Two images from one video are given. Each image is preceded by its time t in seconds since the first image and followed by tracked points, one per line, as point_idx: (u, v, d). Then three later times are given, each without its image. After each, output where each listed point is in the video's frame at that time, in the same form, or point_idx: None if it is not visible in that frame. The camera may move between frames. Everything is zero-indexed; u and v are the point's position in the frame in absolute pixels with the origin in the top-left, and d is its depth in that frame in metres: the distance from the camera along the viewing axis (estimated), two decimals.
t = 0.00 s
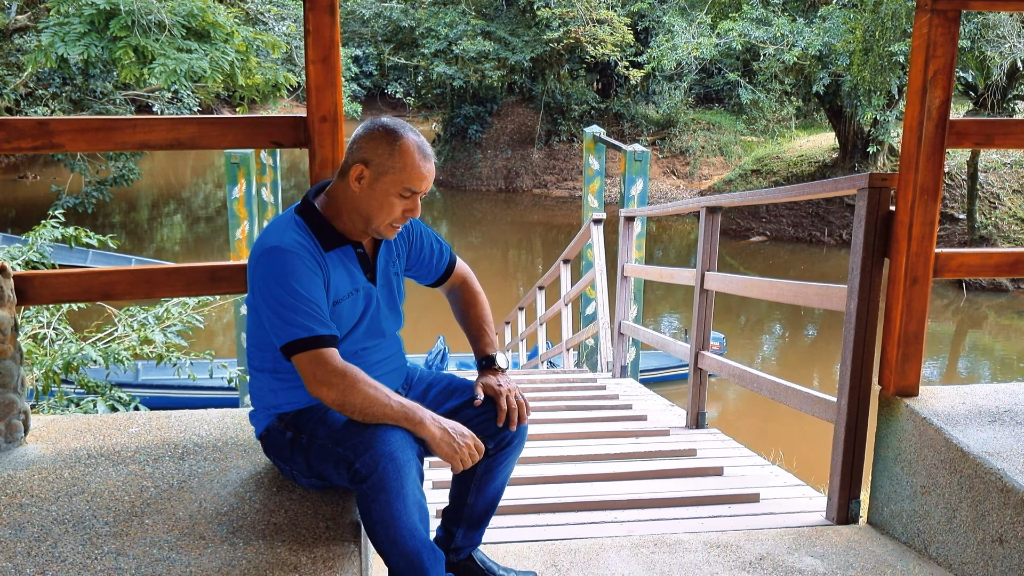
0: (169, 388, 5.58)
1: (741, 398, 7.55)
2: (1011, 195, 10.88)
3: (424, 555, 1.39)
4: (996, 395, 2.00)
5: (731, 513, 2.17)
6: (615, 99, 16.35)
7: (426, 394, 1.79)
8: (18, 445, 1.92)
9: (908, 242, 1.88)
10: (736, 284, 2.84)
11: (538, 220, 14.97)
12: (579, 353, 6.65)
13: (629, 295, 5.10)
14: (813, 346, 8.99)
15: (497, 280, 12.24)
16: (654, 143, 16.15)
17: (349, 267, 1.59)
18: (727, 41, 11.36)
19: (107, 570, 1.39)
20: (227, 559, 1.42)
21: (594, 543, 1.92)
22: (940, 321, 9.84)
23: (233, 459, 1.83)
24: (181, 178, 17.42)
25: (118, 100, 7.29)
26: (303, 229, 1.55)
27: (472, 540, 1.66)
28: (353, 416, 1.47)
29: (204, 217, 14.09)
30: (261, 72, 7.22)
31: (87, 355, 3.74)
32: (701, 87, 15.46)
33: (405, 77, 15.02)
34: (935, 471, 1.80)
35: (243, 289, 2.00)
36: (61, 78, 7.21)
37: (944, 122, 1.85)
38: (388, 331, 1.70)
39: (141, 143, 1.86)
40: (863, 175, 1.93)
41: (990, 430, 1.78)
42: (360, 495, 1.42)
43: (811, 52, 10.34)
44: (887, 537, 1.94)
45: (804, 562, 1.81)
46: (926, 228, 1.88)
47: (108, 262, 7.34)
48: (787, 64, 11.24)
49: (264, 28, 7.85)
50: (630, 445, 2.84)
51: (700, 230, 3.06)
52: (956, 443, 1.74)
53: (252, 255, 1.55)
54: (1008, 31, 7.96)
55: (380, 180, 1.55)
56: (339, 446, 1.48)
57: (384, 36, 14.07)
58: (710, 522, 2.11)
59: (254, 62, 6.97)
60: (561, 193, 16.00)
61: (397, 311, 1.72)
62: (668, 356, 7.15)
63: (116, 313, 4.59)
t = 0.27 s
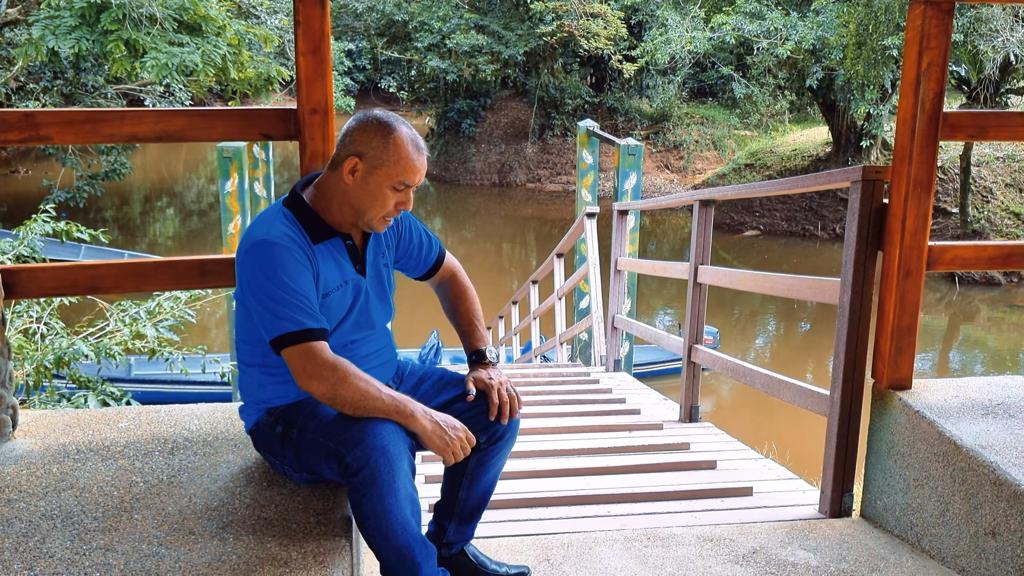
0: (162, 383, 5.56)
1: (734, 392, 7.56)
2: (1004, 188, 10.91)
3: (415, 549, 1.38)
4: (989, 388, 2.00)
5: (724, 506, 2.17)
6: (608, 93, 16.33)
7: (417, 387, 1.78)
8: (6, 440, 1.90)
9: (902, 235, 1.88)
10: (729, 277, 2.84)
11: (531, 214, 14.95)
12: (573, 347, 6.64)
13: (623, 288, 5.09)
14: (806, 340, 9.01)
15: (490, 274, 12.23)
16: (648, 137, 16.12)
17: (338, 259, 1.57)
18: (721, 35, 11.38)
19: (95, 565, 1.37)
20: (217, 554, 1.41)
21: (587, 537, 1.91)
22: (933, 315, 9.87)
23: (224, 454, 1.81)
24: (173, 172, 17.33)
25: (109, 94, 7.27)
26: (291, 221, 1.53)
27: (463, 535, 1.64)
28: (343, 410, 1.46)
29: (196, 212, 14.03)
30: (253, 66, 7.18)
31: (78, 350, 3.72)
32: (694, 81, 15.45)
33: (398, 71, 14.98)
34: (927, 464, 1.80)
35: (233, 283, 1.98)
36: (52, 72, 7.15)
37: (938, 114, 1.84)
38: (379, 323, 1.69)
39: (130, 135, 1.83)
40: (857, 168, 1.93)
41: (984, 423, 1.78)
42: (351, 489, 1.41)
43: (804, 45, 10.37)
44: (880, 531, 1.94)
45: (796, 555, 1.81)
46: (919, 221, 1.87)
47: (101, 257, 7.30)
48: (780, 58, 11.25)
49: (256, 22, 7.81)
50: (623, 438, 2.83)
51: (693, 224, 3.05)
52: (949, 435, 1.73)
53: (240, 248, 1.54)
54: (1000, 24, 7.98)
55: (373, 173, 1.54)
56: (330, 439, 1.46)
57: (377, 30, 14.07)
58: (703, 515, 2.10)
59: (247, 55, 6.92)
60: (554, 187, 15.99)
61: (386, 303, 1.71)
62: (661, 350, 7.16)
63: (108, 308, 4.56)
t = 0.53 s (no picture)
0: (146, 380, 5.51)
1: (720, 387, 7.60)
2: (987, 183, 11.01)
3: (399, 545, 1.37)
4: (972, 382, 2.01)
5: (710, 500, 2.18)
6: (594, 88, 16.33)
7: (401, 382, 1.77)
8: None
9: (885, 229, 1.88)
10: (714, 272, 2.84)
11: (518, 209, 14.93)
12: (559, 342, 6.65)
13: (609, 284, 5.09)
14: (791, 335, 9.07)
15: (476, 270, 12.22)
16: (633, 132, 16.12)
17: (322, 254, 1.56)
18: (706, 31, 11.43)
19: (76, 563, 1.35)
20: (199, 551, 1.39)
21: (573, 533, 1.91)
22: (917, 309, 9.95)
23: (206, 451, 1.79)
24: (157, 167, 17.17)
25: (92, 88, 7.19)
26: (275, 215, 1.52)
27: (448, 531, 1.64)
28: (327, 405, 1.45)
29: (180, 207, 13.91)
30: (237, 61, 7.12)
31: (60, 346, 3.68)
32: (680, 76, 15.49)
33: (384, 66, 14.92)
34: (911, 458, 1.81)
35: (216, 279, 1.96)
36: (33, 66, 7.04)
37: (922, 109, 1.85)
38: (363, 318, 1.67)
39: (110, 129, 1.80)
40: (841, 163, 1.93)
41: (966, 416, 1.80)
42: (335, 485, 1.39)
43: (789, 41, 10.42)
44: (864, 524, 1.95)
45: (782, 549, 1.82)
46: (902, 217, 1.88)
47: (83, 253, 7.22)
48: (765, 53, 11.29)
49: (240, 16, 7.74)
50: (609, 433, 2.84)
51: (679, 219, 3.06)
52: (932, 429, 1.74)
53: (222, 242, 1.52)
54: (984, 21, 8.03)
55: (359, 169, 1.52)
56: (314, 435, 1.45)
57: (363, 25, 14.02)
58: (689, 510, 2.11)
59: (230, 50, 6.86)
60: (541, 182, 15.97)
61: (371, 298, 1.70)
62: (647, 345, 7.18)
63: (91, 304, 4.51)
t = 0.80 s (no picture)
0: (130, 377, 5.47)
1: (705, 382, 7.64)
2: (970, 179, 11.12)
3: (385, 541, 1.37)
4: (954, 375, 2.03)
5: (695, 495, 2.18)
6: (580, 84, 16.34)
7: (387, 377, 1.77)
8: None
9: (869, 224, 1.90)
10: (700, 268, 2.85)
11: (504, 206, 14.92)
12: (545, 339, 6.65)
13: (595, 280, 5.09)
14: (776, 330, 9.13)
15: (462, 266, 12.21)
16: (619, 128, 16.13)
17: (308, 250, 1.54)
18: (692, 27, 11.49)
19: (58, 561, 1.34)
20: (183, 548, 1.38)
21: (558, 527, 1.91)
22: (900, 304, 10.04)
23: (190, 447, 1.77)
24: (140, 163, 17.01)
25: (74, 84, 7.01)
26: (261, 211, 1.50)
27: (433, 526, 1.65)
28: (312, 403, 1.43)
29: (164, 204, 13.80)
30: (221, 57, 7.05)
31: (42, 344, 3.64)
32: (665, 73, 15.53)
33: (369, 61, 14.87)
34: (894, 451, 1.82)
35: (199, 275, 1.93)
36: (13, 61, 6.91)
37: (904, 105, 1.86)
38: (349, 316, 1.66)
39: (91, 123, 1.78)
40: (824, 158, 1.94)
41: (948, 410, 1.81)
42: (320, 481, 1.39)
43: (774, 37, 10.48)
44: (847, 517, 1.97)
45: (766, 543, 1.83)
46: (885, 213, 1.89)
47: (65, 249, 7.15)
48: (750, 49, 11.34)
49: (223, 11, 7.69)
50: (596, 428, 2.84)
51: (664, 215, 3.07)
52: (915, 423, 1.76)
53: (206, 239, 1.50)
54: (966, 18, 8.10)
55: (341, 159, 1.51)
56: (299, 432, 1.44)
57: (347, 20, 13.98)
58: (674, 504, 2.11)
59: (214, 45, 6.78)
60: (527, 178, 15.96)
61: (357, 296, 1.69)
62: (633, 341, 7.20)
63: (73, 300, 4.46)
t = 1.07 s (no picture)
0: (115, 374, 5.42)
1: (693, 378, 7.66)
2: (955, 176, 11.20)
3: (372, 531, 1.36)
4: (939, 366, 2.04)
5: (683, 486, 2.19)
6: (568, 81, 16.33)
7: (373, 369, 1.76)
8: None
9: (855, 216, 1.90)
10: (687, 260, 2.85)
11: (492, 202, 14.89)
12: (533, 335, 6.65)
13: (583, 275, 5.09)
14: (763, 327, 9.16)
15: (450, 263, 12.19)
16: (606, 125, 16.10)
17: (294, 242, 1.54)
18: (679, 23, 11.57)
19: (41, 552, 1.32)
20: (168, 539, 1.36)
21: (546, 520, 1.91)
22: (886, 300, 10.10)
23: (175, 439, 1.76)
24: (125, 159, 16.87)
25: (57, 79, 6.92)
26: (248, 201, 1.49)
27: (421, 518, 1.65)
28: (297, 393, 1.42)
29: (149, 201, 13.70)
30: (207, 52, 6.99)
31: (26, 340, 3.60)
32: (653, 69, 15.53)
33: (356, 58, 14.82)
34: (880, 441, 1.83)
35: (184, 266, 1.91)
36: None
37: (890, 96, 1.86)
38: (335, 310, 1.65)
39: (74, 112, 1.75)
40: (811, 150, 1.94)
41: (934, 399, 1.82)
42: (307, 471, 1.38)
43: (761, 34, 10.50)
44: (834, 507, 1.98)
45: (754, 533, 1.83)
46: (871, 205, 1.90)
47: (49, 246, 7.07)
48: (737, 46, 11.35)
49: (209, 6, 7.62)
50: (584, 422, 2.84)
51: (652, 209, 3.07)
52: (901, 412, 1.77)
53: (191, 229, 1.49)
54: (952, 15, 8.13)
55: (329, 150, 1.49)
56: (285, 422, 1.42)
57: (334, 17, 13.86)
58: (662, 495, 2.12)
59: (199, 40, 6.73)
60: (514, 175, 15.93)
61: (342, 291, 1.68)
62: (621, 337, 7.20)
63: (57, 296, 4.42)
